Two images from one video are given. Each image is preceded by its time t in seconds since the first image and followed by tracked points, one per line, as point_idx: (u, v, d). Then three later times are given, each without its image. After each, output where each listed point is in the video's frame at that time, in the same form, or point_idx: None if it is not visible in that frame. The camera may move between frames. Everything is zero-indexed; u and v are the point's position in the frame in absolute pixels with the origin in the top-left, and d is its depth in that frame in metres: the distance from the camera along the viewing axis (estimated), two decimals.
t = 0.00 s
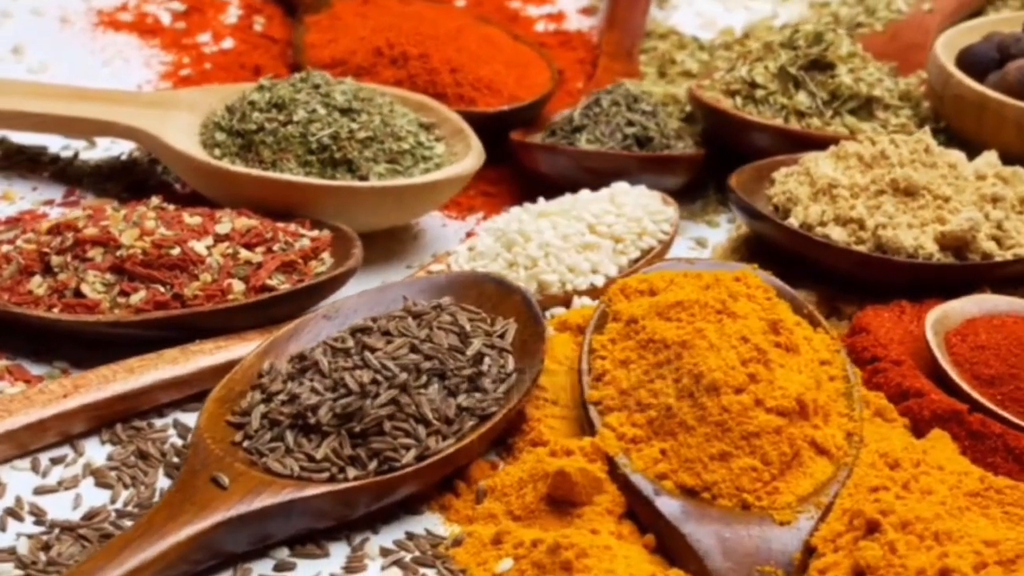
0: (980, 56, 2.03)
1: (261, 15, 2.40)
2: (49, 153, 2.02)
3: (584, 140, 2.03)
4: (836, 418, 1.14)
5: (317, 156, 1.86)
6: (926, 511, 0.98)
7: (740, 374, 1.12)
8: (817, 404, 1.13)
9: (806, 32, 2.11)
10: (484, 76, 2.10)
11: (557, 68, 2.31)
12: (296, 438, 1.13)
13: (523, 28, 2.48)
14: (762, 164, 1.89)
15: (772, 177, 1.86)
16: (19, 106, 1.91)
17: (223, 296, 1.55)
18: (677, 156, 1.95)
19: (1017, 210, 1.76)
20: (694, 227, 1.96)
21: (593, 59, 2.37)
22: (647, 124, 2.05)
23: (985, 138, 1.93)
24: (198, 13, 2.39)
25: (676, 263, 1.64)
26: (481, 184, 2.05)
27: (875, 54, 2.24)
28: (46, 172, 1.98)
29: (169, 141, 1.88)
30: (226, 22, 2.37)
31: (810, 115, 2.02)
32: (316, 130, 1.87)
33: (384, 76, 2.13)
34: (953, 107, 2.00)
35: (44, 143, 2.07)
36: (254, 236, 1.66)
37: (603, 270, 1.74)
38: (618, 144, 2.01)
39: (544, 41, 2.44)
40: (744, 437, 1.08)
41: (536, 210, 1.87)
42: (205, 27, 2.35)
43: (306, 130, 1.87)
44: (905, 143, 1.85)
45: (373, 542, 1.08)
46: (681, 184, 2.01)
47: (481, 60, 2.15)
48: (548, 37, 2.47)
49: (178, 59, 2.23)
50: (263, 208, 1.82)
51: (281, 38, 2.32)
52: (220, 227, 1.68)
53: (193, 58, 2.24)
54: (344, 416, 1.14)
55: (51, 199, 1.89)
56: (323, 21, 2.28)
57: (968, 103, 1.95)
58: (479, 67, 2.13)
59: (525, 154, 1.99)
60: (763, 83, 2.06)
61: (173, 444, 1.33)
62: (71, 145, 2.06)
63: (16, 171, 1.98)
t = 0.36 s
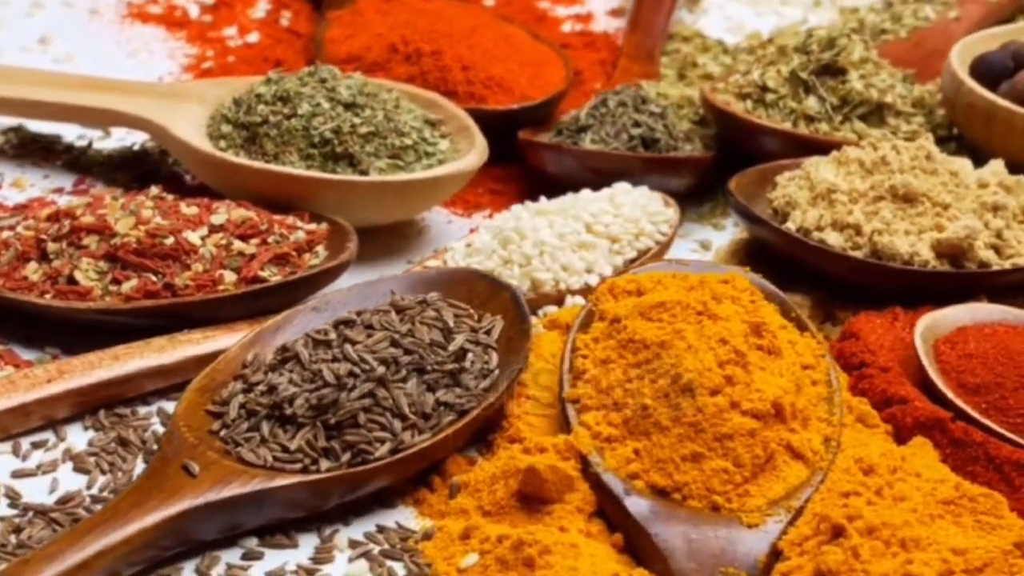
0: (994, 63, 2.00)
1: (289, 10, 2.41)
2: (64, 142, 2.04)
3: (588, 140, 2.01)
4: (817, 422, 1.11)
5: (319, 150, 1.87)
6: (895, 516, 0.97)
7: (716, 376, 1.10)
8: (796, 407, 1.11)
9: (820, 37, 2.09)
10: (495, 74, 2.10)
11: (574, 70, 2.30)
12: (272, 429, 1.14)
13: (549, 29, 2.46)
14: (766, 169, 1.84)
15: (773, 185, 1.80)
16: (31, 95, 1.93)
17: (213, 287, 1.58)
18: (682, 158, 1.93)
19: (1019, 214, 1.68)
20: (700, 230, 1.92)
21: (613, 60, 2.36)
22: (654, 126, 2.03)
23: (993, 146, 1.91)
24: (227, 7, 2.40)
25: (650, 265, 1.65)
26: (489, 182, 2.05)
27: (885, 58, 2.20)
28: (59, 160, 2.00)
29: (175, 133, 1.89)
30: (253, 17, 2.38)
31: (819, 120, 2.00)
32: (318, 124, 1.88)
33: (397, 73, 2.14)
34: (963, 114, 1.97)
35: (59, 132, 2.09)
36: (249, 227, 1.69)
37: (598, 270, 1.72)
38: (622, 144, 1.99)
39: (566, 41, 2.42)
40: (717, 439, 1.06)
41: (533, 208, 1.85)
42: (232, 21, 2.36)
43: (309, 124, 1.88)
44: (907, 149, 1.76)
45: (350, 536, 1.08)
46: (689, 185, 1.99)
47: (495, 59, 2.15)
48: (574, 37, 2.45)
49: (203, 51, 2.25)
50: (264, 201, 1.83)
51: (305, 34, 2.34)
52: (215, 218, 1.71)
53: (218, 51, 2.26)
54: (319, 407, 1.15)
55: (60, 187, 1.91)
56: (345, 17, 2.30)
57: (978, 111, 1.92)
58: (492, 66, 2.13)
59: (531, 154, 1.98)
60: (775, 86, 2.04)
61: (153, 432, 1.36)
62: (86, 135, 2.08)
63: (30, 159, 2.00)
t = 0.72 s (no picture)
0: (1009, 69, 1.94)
1: (318, 5, 2.42)
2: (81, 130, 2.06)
3: (594, 140, 1.99)
4: (796, 425, 1.09)
5: (321, 144, 1.87)
6: (861, 522, 0.95)
7: (691, 376, 1.07)
8: (774, 410, 1.08)
9: (834, 43, 2.07)
10: (508, 72, 2.09)
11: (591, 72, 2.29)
12: (247, 418, 1.15)
13: (576, 29, 2.44)
14: (770, 172, 1.81)
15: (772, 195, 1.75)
16: (47, 84, 1.96)
17: (206, 276, 1.60)
18: (687, 160, 1.91)
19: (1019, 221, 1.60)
20: (707, 232, 1.89)
21: (635, 63, 2.35)
22: (661, 127, 2.01)
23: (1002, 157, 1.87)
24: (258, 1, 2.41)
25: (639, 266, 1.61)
26: (499, 180, 2.04)
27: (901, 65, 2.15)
28: (75, 148, 2.02)
29: (183, 123, 1.91)
30: (284, 11, 2.39)
31: (828, 126, 1.97)
32: (322, 118, 1.88)
33: (412, 69, 2.14)
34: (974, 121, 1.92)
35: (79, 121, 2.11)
36: (244, 218, 1.71)
37: (592, 271, 1.69)
38: (629, 145, 1.97)
39: (590, 42, 2.41)
40: (688, 440, 1.04)
41: (531, 206, 1.83)
42: (263, 14, 2.37)
43: (313, 117, 1.89)
44: (907, 156, 1.69)
45: (323, 527, 1.07)
46: (696, 188, 1.96)
47: (510, 57, 2.14)
48: (600, 38, 2.43)
49: (229, 45, 2.26)
50: (266, 192, 1.84)
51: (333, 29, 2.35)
52: (212, 208, 1.73)
53: (245, 45, 2.27)
54: (295, 398, 1.16)
55: (72, 174, 1.92)
56: (371, 13, 2.31)
57: (989, 120, 1.87)
58: (506, 64, 2.12)
59: (540, 154, 1.97)
60: (787, 91, 2.02)
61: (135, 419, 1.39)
62: (104, 124, 2.09)
63: (46, 147, 2.02)
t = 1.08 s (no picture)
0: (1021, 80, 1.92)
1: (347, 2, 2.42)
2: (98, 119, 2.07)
3: (599, 140, 1.97)
4: (772, 428, 1.08)
5: (324, 137, 1.87)
6: (826, 527, 0.93)
7: (666, 378, 1.06)
8: (750, 414, 1.07)
9: (845, 47, 2.03)
10: (520, 71, 2.08)
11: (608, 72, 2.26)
12: (224, 406, 1.15)
13: (603, 31, 2.42)
14: (772, 176, 1.76)
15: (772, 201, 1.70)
16: (63, 73, 1.97)
17: (198, 265, 1.62)
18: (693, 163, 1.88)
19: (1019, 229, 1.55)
20: (713, 235, 1.87)
21: (656, 65, 2.33)
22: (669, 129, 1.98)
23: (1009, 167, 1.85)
24: None
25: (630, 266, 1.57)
26: (509, 179, 2.02)
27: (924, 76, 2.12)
28: (90, 138, 2.03)
29: (193, 115, 1.92)
30: (314, 7, 2.39)
31: (836, 131, 1.94)
32: (326, 112, 1.88)
33: (427, 66, 2.13)
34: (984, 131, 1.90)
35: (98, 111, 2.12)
36: (240, 209, 1.72)
37: (587, 270, 1.68)
38: (633, 146, 1.94)
39: (613, 45, 2.38)
40: (659, 440, 1.03)
41: (529, 204, 1.81)
42: (293, 10, 2.37)
43: (317, 111, 1.89)
44: (907, 163, 1.63)
45: (293, 518, 1.07)
46: (704, 191, 1.94)
47: (524, 56, 2.14)
48: (626, 41, 2.41)
49: (255, 38, 2.27)
50: (268, 184, 1.84)
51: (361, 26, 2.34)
52: (209, 199, 1.74)
53: (272, 39, 2.28)
54: (272, 388, 1.16)
55: (85, 163, 1.93)
56: (396, 10, 2.32)
57: (998, 129, 1.85)
58: (519, 63, 2.12)
59: (549, 153, 1.96)
60: (797, 96, 1.99)
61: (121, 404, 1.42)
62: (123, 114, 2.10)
63: (62, 135, 2.03)
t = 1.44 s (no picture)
0: None
1: None
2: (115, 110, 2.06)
3: (604, 140, 1.95)
4: (749, 430, 1.07)
5: (329, 131, 1.87)
6: (792, 530, 0.92)
7: (641, 377, 1.05)
8: (726, 415, 1.06)
9: (857, 53, 2.00)
10: (533, 70, 2.07)
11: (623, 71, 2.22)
12: (203, 395, 1.16)
13: (630, 31, 2.38)
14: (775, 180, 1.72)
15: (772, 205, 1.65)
16: (79, 62, 1.97)
17: (192, 255, 1.64)
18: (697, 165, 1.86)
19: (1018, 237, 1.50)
20: (719, 239, 1.85)
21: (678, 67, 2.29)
22: (676, 131, 1.96)
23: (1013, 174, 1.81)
24: None
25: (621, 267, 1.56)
26: (519, 177, 2.00)
27: (942, 84, 2.08)
28: (107, 127, 2.03)
29: (204, 107, 1.92)
30: (344, 4, 2.37)
31: (844, 137, 1.90)
32: (331, 106, 1.88)
33: (442, 63, 2.12)
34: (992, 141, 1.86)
35: (117, 101, 2.11)
36: (238, 200, 1.73)
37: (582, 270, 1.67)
38: (637, 146, 1.92)
39: (636, 45, 2.35)
40: (632, 440, 1.02)
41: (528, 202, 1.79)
42: (323, 6, 2.35)
43: (322, 105, 1.89)
44: (907, 168, 1.59)
45: (266, 507, 1.07)
46: (711, 194, 1.92)
47: (538, 55, 2.12)
48: (653, 43, 2.36)
49: (282, 33, 2.25)
50: (272, 177, 1.85)
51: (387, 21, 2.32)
52: (209, 189, 1.75)
53: (298, 34, 2.26)
54: (251, 378, 1.17)
55: (98, 152, 1.94)
56: (420, 8, 2.30)
57: (1006, 138, 1.81)
58: (532, 62, 2.10)
59: (556, 152, 1.94)
60: (807, 100, 1.96)
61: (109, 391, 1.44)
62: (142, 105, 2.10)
63: (79, 125, 2.04)
